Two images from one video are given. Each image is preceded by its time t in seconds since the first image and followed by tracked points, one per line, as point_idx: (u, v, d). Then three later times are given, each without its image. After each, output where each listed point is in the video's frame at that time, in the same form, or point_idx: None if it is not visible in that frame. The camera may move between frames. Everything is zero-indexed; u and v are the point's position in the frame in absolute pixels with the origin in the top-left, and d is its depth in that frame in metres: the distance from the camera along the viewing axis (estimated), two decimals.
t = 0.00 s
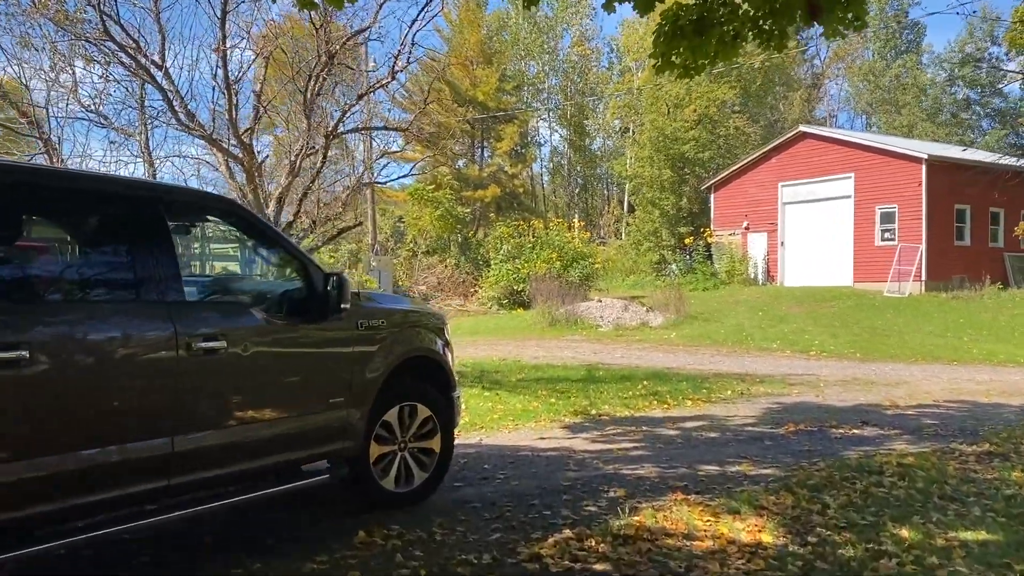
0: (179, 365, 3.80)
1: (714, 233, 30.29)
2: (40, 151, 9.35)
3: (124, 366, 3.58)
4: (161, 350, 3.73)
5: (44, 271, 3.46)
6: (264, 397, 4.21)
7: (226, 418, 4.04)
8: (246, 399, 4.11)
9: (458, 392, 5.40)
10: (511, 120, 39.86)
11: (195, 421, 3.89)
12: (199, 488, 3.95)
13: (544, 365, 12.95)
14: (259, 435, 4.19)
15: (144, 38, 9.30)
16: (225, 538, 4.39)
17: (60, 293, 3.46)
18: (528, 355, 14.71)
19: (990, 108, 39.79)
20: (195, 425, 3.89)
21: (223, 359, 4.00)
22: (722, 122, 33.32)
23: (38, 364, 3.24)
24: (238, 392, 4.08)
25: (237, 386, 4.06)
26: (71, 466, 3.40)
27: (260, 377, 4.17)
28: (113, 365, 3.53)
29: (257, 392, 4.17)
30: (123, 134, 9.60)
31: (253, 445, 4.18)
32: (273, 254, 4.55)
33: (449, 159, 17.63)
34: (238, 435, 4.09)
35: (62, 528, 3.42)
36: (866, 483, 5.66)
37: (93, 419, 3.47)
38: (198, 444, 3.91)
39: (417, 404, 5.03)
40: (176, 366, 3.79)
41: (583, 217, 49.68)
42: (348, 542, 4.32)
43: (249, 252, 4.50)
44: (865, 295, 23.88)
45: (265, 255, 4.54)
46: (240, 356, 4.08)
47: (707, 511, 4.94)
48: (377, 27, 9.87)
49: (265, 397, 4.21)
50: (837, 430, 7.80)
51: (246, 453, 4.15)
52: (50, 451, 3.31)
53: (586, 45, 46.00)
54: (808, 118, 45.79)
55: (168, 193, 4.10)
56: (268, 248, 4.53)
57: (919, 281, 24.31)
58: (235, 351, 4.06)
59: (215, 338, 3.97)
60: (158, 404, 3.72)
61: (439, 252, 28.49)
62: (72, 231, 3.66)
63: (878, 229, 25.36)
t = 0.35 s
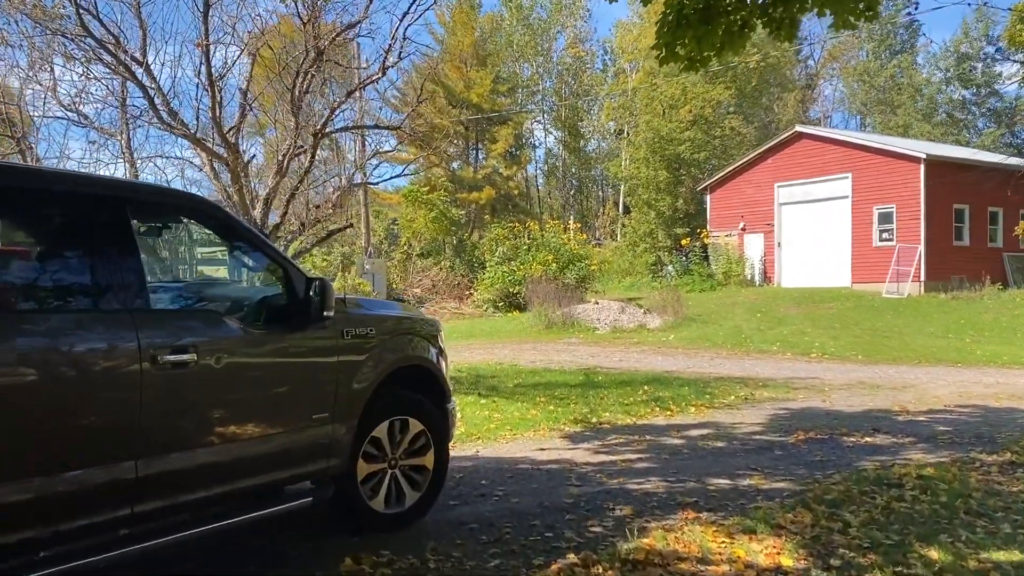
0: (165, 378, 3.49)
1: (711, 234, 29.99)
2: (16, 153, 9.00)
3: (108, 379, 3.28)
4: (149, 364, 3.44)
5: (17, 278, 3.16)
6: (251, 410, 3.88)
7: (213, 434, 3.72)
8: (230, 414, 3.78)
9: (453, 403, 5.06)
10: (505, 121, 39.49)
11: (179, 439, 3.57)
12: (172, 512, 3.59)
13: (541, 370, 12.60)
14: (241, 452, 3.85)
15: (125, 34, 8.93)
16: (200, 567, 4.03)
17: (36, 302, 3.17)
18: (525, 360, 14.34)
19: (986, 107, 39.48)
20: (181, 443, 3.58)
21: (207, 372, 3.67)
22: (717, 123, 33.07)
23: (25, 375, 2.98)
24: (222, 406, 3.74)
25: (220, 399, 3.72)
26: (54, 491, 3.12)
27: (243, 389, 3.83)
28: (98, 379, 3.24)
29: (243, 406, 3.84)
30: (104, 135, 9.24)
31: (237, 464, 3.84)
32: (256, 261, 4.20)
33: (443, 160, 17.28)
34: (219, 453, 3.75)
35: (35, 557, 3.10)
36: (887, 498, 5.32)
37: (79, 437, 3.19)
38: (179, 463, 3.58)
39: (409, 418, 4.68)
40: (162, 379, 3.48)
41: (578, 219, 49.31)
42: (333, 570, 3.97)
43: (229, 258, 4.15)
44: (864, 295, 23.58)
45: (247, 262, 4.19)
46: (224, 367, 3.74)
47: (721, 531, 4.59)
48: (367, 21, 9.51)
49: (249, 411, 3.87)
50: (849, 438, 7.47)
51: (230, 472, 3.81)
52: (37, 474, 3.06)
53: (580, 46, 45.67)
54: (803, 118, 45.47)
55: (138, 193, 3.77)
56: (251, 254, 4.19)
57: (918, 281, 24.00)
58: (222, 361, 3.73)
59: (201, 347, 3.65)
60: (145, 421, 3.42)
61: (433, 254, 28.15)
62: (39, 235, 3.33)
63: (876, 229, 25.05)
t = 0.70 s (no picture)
0: (144, 391, 3.17)
1: (711, 236, 29.65)
2: None
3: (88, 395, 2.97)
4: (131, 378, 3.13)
5: None
6: (232, 426, 3.53)
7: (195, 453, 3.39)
8: (212, 430, 3.44)
9: (447, 417, 4.71)
10: (503, 123, 39.16)
11: (157, 458, 3.23)
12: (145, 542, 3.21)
13: (540, 376, 12.24)
14: (221, 473, 3.49)
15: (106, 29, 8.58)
16: None
17: (14, 313, 2.89)
18: (524, 365, 13.98)
19: (987, 109, 39.11)
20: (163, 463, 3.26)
21: (185, 384, 3.33)
22: (716, 124, 32.75)
23: (9, 391, 2.72)
24: (204, 421, 3.41)
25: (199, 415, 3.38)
26: (43, 516, 2.84)
27: (225, 402, 3.50)
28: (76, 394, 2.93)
29: (226, 420, 3.50)
30: (86, 135, 8.90)
31: (216, 486, 3.48)
32: (233, 268, 3.83)
33: (438, 161, 16.94)
34: (198, 474, 3.40)
35: None
36: (912, 517, 4.96)
37: (64, 457, 2.90)
38: (160, 484, 3.25)
39: (399, 434, 4.32)
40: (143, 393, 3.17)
41: (576, 221, 48.98)
42: None
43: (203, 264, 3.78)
44: (867, 298, 23.24)
45: (224, 269, 3.83)
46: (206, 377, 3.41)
47: (736, 557, 4.23)
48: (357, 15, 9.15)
49: (231, 427, 3.52)
50: (865, 449, 7.11)
51: (210, 495, 3.46)
52: (25, 498, 2.79)
53: (578, 47, 45.27)
54: (803, 119, 45.13)
55: (101, 191, 3.41)
56: (227, 261, 3.83)
57: (922, 283, 23.65)
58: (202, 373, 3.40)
59: (182, 358, 3.33)
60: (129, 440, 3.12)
61: (430, 257, 27.81)
62: None
63: (879, 230, 24.68)
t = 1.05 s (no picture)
0: (115, 404, 2.90)
1: (716, 241, 29.30)
2: None
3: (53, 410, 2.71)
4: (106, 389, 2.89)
5: None
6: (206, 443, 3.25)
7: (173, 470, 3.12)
8: (189, 446, 3.18)
9: (436, 432, 4.38)
10: (506, 128, 38.80)
11: (130, 476, 2.95)
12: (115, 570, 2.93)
13: (541, 385, 11.88)
14: (196, 494, 3.20)
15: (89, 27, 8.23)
16: None
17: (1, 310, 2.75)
18: (525, 373, 13.61)
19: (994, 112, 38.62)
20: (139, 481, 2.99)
21: (156, 396, 3.05)
22: (720, 128, 32.40)
23: None
24: (179, 436, 3.14)
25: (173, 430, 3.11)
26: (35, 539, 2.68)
27: (200, 416, 3.22)
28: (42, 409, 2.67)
29: (204, 437, 3.23)
30: (71, 135, 8.56)
31: (192, 508, 3.20)
32: (199, 275, 3.50)
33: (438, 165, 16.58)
34: (171, 495, 3.11)
35: None
36: (937, 539, 4.61)
37: (40, 479, 2.68)
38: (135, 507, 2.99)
39: (381, 453, 3.97)
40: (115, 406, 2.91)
41: (579, 227, 48.60)
42: None
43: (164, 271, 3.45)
44: (875, 303, 22.86)
45: (189, 276, 3.49)
46: (179, 390, 3.14)
47: None
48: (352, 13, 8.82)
49: (207, 443, 3.24)
50: (881, 463, 6.76)
51: (185, 518, 3.17)
52: (21, 518, 2.63)
53: (581, 52, 44.94)
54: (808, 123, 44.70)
55: (46, 190, 3.07)
56: (192, 268, 3.49)
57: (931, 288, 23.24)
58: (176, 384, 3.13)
59: (157, 368, 3.07)
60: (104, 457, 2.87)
61: (431, 263, 27.51)
62: None
63: (886, 234, 24.31)
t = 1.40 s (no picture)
0: (100, 414, 2.70)
1: (730, 249, 28.89)
2: None
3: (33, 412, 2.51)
4: (93, 401, 2.68)
5: None
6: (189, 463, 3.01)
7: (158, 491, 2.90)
8: (174, 462, 2.94)
9: (426, 452, 4.02)
10: (518, 137, 38.53)
11: (106, 496, 2.71)
12: None
13: (549, 396, 11.50)
14: (176, 518, 2.94)
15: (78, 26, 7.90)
16: None
17: None
18: (533, 384, 13.24)
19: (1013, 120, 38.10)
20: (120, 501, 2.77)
21: (142, 408, 2.84)
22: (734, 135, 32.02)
23: None
24: (152, 456, 2.86)
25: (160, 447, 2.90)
26: None
27: (189, 432, 2.99)
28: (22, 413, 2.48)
29: (177, 457, 2.95)
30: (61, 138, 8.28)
31: (173, 532, 2.93)
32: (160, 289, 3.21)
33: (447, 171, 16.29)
34: (151, 518, 2.87)
35: None
36: (975, 570, 4.22)
37: None
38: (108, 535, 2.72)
39: (362, 476, 3.63)
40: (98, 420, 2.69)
41: (592, 235, 48.23)
42: None
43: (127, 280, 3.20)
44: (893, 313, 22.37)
45: (147, 284, 3.20)
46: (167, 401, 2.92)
47: None
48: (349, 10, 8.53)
49: (183, 463, 2.96)
50: (907, 481, 6.36)
51: (164, 543, 2.91)
52: None
53: (594, 60, 44.66)
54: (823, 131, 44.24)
55: (39, 195, 2.91)
56: (158, 278, 3.18)
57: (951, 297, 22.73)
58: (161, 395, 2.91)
59: (143, 376, 2.86)
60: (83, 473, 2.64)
61: (441, 271, 27.22)
62: None
63: (905, 242, 23.83)
